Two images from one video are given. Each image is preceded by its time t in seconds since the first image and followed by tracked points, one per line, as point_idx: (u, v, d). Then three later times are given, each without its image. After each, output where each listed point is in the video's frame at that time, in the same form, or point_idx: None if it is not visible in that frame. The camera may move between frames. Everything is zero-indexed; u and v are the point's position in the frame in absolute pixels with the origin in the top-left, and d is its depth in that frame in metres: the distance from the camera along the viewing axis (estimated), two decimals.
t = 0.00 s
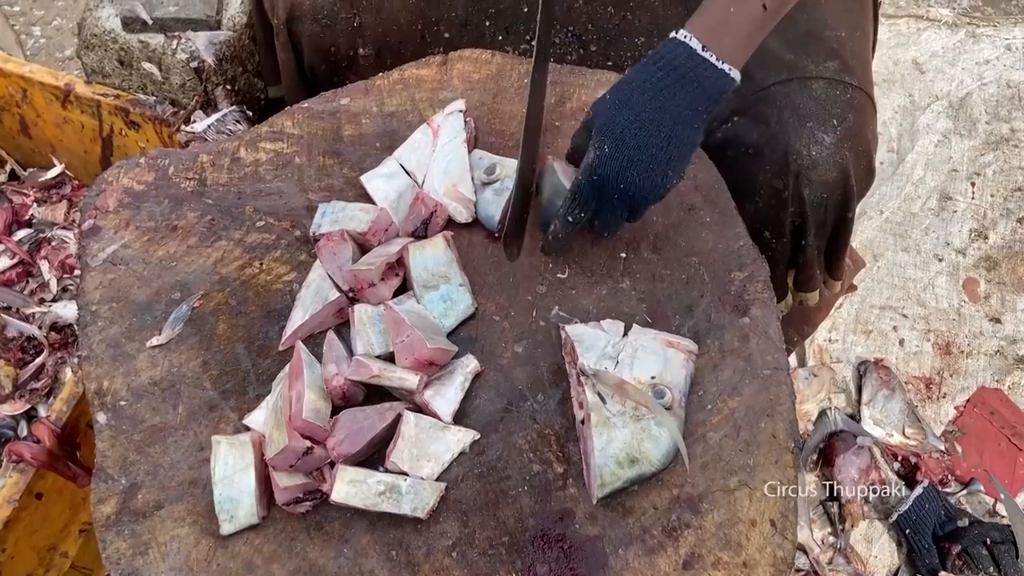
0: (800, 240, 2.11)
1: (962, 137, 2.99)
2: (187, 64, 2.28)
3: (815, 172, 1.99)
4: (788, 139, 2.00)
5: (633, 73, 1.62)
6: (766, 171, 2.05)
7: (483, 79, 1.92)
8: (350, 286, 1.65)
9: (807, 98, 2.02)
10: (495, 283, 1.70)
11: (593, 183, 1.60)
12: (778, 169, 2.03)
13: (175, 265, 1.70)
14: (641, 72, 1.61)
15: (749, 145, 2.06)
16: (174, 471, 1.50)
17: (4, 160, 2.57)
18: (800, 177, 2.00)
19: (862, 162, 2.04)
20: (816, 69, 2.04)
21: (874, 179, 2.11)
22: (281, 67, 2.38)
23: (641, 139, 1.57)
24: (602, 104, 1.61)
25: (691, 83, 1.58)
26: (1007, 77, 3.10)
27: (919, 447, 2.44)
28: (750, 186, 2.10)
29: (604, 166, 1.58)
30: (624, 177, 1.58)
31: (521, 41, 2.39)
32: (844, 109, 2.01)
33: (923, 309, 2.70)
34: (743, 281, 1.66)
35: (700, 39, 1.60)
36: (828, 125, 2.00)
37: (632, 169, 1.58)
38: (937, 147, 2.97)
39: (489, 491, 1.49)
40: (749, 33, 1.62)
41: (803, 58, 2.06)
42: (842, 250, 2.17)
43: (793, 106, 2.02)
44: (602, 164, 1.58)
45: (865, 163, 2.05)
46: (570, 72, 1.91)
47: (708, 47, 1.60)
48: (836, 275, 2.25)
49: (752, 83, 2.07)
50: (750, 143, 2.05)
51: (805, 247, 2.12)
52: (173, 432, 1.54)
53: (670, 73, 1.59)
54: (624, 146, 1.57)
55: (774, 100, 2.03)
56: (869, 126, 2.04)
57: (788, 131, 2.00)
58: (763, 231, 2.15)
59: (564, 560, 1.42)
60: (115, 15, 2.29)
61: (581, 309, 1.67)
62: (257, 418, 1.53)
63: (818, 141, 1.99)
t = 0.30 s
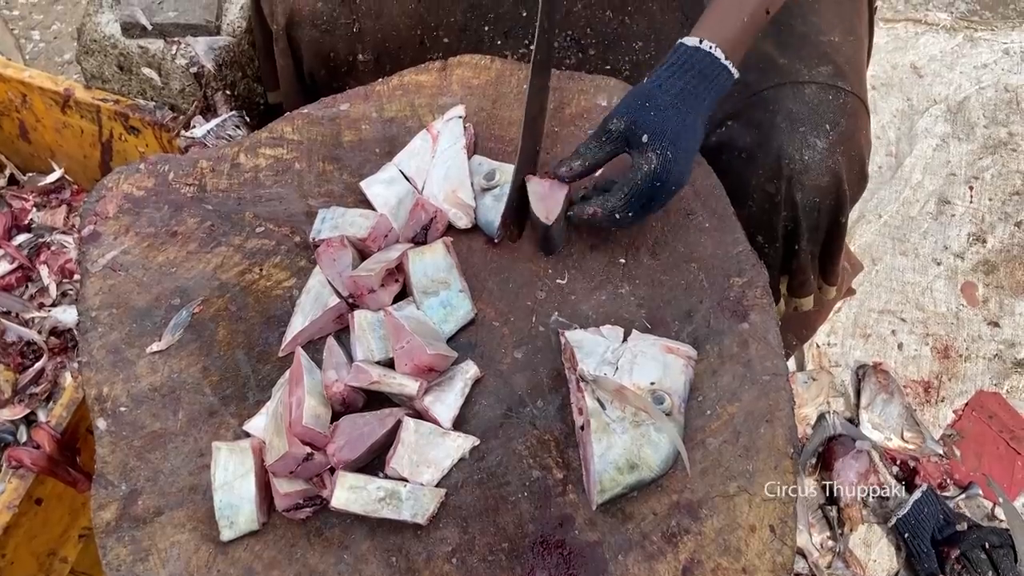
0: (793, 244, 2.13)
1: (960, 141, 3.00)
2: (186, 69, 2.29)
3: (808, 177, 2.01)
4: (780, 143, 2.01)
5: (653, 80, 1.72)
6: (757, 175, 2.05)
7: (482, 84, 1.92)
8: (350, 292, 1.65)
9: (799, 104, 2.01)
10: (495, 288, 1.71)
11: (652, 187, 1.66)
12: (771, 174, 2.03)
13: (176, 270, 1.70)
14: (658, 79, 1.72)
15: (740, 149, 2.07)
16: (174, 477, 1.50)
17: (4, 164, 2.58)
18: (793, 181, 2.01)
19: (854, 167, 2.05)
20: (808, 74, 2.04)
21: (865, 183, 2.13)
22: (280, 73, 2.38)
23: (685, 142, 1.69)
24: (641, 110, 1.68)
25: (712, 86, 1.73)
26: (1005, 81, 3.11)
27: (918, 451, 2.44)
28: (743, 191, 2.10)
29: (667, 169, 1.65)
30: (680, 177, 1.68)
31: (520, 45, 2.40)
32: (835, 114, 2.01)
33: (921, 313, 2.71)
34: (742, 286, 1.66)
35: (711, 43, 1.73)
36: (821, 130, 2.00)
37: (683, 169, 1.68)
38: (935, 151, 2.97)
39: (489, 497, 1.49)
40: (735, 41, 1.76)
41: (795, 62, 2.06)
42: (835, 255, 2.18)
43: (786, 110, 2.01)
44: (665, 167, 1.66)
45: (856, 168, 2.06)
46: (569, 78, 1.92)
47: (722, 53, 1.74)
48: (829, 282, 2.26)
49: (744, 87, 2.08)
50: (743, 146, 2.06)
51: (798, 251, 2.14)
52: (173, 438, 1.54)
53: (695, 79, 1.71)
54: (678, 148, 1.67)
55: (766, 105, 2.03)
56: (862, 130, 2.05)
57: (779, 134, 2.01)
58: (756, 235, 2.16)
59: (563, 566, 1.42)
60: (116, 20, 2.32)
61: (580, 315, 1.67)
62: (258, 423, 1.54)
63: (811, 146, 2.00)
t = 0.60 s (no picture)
0: (791, 248, 2.13)
1: (958, 144, 3.00)
2: (185, 73, 2.32)
3: (804, 181, 2.01)
4: (777, 147, 2.02)
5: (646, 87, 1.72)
6: (755, 179, 2.06)
7: (480, 89, 1.93)
8: (348, 297, 1.65)
9: (798, 108, 2.02)
10: (493, 293, 1.71)
11: (653, 190, 1.64)
12: (768, 178, 2.04)
13: (174, 275, 1.70)
14: (651, 86, 1.72)
15: (738, 153, 2.07)
16: (173, 482, 1.50)
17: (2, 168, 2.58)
18: (790, 186, 2.02)
19: (852, 172, 2.05)
20: (806, 79, 2.05)
21: (864, 187, 2.11)
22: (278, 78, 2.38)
23: (683, 147, 1.68)
24: (638, 116, 1.67)
25: (705, 90, 1.74)
26: (1003, 84, 3.11)
27: (916, 453, 2.45)
28: (741, 195, 2.11)
29: (668, 172, 1.64)
30: (679, 180, 1.66)
31: (517, 50, 2.37)
32: (833, 118, 2.02)
33: (919, 316, 2.71)
34: (740, 290, 1.66)
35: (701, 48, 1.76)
36: (818, 134, 2.01)
37: (682, 172, 1.67)
38: (933, 154, 2.98)
39: (487, 501, 1.49)
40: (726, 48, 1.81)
41: (793, 67, 2.07)
42: (834, 260, 2.18)
43: (784, 115, 2.02)
44: (666, 171, 1.64)
45: (854, 172, 2.06)
46: (567, 82, 1.92)
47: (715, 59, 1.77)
48: (827, 287, 2.26)
49: (741, 91, 2.09)
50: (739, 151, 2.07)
51: (795, 255, 2.14)
52: (171, 443, 1.54)
53: (689, 83, 1.73)
54: (677, 152, 1.66)
55: (765, 109, 2.04)
56: (858, 135, 2.05)
57: (776, 137, 2.02)
58: (753, 240, 2.16)
59: (562, 570, 1.42)
60: (114, 25, 2.34)
61: (578, 320, 1.67)
62: (256, 428, 1.54)
63: (807, 150, 2.01)
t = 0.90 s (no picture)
0: (790, 250, 2.13)
1: (957, 146, 3.00)
2: (185, 75, 2.34)
3: (803, 183, 2.01)
4: (776, 151, 2.02)
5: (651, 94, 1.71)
6: (753, 182, 2.07)
7: (480, 91, 1.93)
8: (348, 300, 1.65)
9: (798, 111, 2.02)
10: (493, 296, 1.71)
11: (655, 198, 1.65)
12: (767, 181, 2.05)
13: (174, 278, 1.70)
14: (656, 94, 1.71)
15: (738, 156, 2.08)
16: (172, 485, 1.50)
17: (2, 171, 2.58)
18: (789, 188, 2.02)
19: (851, 174, 2.06)
20: (805, 81, 2.04)
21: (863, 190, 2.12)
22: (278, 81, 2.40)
23: (687, 155, 1.68)
24: (643, 124, 1.67)
25: (710, 97, 1.74)
26: (1002, 86, 3.11)
27: (916, 455, 2.45)
28: (740, 197, 2.12)
29: (671, 181, 1.64)
30: (683, 189, 1.67)
31: (517, 53, 2.37)
32: (832, 121, 2.02)
33: (919, 318, 2.71)
34: (739, 293, 1.66)
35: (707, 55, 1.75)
36: (817, 137, 2.01)
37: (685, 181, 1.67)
38: (932, 156, 2.98)
39: (487, 504, 1.49)
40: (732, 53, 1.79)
41: (793, 69, 2.06)
42: (834, 262, 2.18)
43: (784, 118, 2.02)
44: (668, 180, 1.64)
45: (853, 175, 2.06)
46: (567, 85, 1.92)
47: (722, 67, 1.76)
48: (825, 287, 2.25)
49: (740, 93, 2.08)
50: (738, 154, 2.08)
51: (794, 257, 2.14)
52: (171, 446, 1.54)
53: (694, 91, 1.73)
54: (681, 161, 1.66)
55: (764, 112, 2.04)
56: (857, 137, 2.05)
57: (775, 140, 2.02)
58: (753, 241, 2.17)
59: (561, 573, 1.43)
60: (113, 28, 2.37)
61: (578, 322, 1.67)
62: (256, 431, 1.54)
63: (806, 153, 2.00)
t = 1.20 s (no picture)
0: (792, 250, 2.13)
1: (957, 145, 3.00)
2: (183, 75, 2.37)
3: (805, 183, 2.01)
4: (778, 150, 2.01)
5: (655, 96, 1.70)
6: (755, 181, 2.06)
7: (479, 90, 1.92)
8: (346, 299, 1.65)
9: (799, 110, 2.02)
10: (491, 295, 1.70)
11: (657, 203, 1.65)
12: (769, 180, 2.04)
13: (171, 277, 1.69)
14: (661, 96, 1.70)
15: (739, 155, 2.07)
16: (170, 484, 1.50)
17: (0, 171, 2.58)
18: (791, 188, 2.02)
19: (853, 173, 2.04)
20: (807, 80, 2.04)
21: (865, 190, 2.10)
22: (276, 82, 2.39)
23: (688, 161, 1.68)
24: (647, 128, 1.66)
25: (715, 102, 1.73)
26: (1002, 85, 3.11)
27: (916, 455, 2.44)
28: (741, 197, 2.11)
29: (672, 188, 1.65)
30: (683, 193, 1.67)
31: (517, 54, 2.37)
32: (834, 120, 2.01)
33: (919, 317, 2.71)
34: (738, 292, 1.65)
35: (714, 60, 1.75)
36: (819, 136, 2.00)
37: (684, 186, 1.67)
38: (932, 155, 2.98)
39: (486, 504, 1.49)
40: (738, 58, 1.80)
41: (794, 69, 2.06)
42: (834, 261, 2.17)
43: (785, 117, 2.02)
44: (670, 186, 1.64)
45: (856, 174, 2.05)
46: (566, 84, 1.92)
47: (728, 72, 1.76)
48: (827, 287, 2.26)
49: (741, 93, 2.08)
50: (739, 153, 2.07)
51: (797, 257, 2.14)
52: (168, 445, 1.53)
53: (700, 96, 1.72)
54: (684, 168, 1.67)
55: (765, 112, 2.04)
56: (859, 135, 2.04)
57: (777, 139, 2.02)
58: (755, 242, 2.17)
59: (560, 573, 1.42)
60: (111, 26, 2.41)
61: (576, 321, 1.67)
62: (254, 431, 1.53)
63: (808, 152, 2.00)
